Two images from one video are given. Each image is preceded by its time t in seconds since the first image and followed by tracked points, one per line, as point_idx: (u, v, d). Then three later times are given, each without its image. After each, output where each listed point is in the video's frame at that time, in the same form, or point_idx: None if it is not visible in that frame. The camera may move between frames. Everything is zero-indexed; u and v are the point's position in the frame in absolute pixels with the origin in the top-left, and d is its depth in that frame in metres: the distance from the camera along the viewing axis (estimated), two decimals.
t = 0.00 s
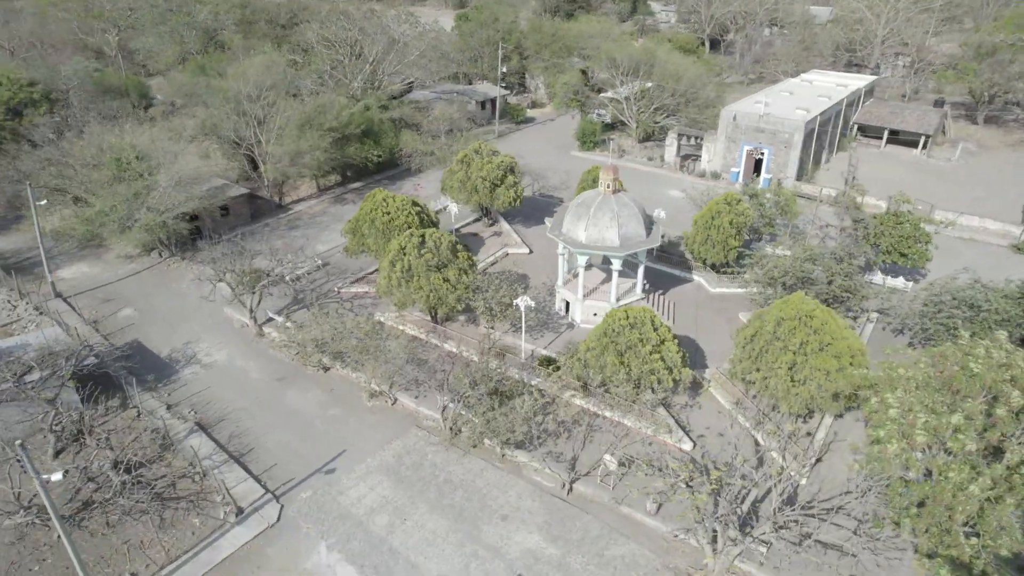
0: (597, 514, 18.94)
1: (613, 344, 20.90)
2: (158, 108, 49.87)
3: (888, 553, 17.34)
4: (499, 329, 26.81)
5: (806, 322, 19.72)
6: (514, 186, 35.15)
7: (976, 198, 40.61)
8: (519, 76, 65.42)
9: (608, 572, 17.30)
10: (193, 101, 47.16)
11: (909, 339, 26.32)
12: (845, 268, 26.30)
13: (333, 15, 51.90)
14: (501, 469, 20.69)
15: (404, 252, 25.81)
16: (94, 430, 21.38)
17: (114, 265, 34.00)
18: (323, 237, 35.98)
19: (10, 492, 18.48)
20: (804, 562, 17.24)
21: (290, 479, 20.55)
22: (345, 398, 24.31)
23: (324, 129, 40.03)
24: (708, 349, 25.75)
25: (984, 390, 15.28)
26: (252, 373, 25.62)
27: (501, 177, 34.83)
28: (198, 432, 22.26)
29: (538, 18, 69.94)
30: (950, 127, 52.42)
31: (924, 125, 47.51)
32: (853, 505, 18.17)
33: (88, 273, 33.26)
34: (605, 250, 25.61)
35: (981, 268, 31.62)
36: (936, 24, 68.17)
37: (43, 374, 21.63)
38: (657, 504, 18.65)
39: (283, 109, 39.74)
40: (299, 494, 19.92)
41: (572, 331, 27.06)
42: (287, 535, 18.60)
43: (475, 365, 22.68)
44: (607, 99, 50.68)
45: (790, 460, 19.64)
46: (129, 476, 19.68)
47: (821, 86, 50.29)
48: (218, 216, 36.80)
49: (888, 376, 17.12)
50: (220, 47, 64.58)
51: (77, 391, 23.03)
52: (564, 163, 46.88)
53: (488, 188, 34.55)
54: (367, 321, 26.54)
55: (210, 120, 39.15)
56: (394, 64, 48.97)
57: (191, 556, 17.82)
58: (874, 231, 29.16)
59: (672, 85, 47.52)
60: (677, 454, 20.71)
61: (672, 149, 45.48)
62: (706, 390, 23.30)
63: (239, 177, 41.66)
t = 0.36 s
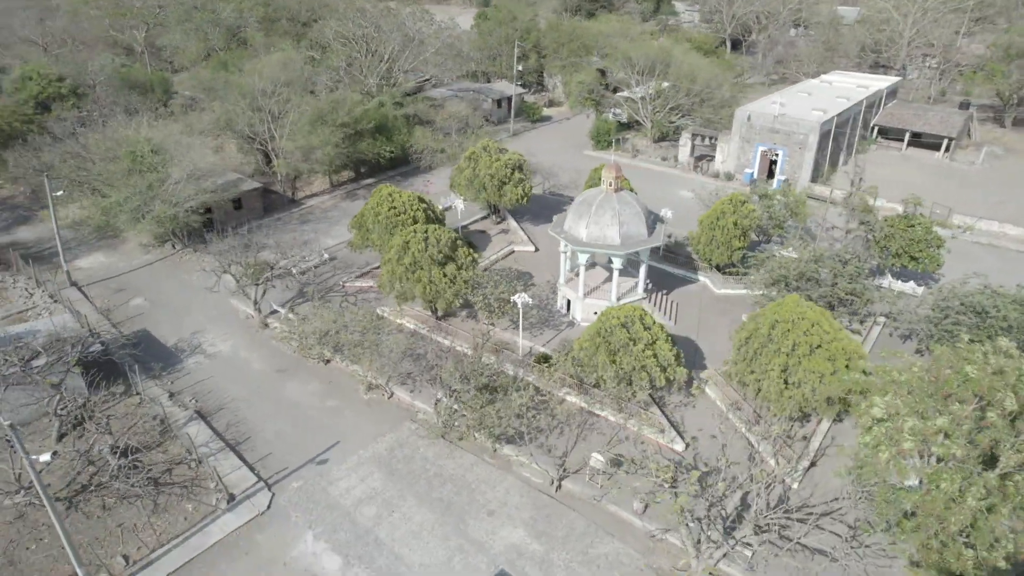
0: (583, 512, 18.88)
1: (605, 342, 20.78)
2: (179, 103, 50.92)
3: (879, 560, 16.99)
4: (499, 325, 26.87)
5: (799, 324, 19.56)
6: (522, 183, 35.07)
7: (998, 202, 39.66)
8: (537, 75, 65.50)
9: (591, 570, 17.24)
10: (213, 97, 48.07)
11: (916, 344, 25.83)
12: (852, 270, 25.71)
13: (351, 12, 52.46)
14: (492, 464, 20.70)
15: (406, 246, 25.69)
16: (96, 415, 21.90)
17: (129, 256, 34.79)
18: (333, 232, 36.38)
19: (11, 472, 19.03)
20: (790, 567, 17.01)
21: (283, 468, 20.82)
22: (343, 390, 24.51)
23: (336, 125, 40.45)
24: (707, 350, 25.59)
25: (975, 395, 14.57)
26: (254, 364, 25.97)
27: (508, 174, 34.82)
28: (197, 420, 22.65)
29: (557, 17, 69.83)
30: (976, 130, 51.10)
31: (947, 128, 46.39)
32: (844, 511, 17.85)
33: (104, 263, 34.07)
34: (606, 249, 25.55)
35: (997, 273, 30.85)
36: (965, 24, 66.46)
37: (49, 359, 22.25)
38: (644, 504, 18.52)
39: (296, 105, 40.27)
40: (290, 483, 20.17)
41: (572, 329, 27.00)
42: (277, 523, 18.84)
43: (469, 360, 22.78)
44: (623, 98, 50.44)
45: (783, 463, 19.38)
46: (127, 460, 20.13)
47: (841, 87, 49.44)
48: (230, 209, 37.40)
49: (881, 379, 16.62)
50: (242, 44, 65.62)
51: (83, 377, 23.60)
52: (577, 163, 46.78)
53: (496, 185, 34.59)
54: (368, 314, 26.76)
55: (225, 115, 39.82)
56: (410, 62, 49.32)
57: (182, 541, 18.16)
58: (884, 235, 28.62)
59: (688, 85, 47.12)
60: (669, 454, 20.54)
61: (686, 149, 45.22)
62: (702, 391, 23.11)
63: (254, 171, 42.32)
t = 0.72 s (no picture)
0: (569, 508, 18.89)
1: (597, 340, 20.93)
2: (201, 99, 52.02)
3: (867, 566, 16.70)
4: (499, 322, 27.01)
5: (792, 326, 19.29)
6: (530, 182, 34.97)
7: (1020, 208, 38.69)
8: (556, 75, 65.73)
9: (572, 566, 17.23)
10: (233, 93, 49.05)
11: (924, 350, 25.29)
12: (856, 273, 25.28)
13: (369, 10, 53.06)
14: (482, 459, 20.82)
15: (408, 241, 26.00)
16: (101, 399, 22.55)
17: (145, 246, 35.64)
18: (343, 227, 36.87)
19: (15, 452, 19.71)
20: (775, 569, 16.84)
21: (277, 456, 21.19)
22: (342, 381, 24.80)
23: (349, 122, 40.96)
24: (706, 351, 25.40)
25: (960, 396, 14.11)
26: (257, 354, 26.44)
27: (516, 173, 34.92)
28: (197, 408, 23.14)
29: (577, 18, 69.74)
30: (1002, 134, 49.83)
31: (971, 131, 45.35)
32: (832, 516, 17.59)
33: (120, 253, 34.96)
34: (606, 247, 25.45)
35: (1013, 279, 30.11)
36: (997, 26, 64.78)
37: (57, 344, 22.88)
38: (629, 501, 18.48)
39: (310, 102, 40.87)
40: (283, 471, 20.53)
41: (572, 327, 26.99)
42: (268, 509, 19.19)
43: (464, 355, 22.94)
44: (638, 98, 50.33)
45: (774, 466, 19.19)
46: (127, 444, 20.68)
47: (862, 89, 48.63)
48: (244, 203, 38.08)
49: (870, 379, 16.39)
50: (265, 42, 66.75)
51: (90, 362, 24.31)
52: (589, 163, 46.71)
53: (503, 183, 34.67)
54: (369, 307, 27.06)
55: (241, 111, 40.61)
56: (425, 60, 49.76)
57: (174, 523, 18.61)
58: (893, 239, 28.50)
59: (703, 85, 46.72)
60: (659, 454, 20.45)
61: (700, 150, 44.96)
62: (698, 392, 22.99)
63: (270, 166, 43.08)
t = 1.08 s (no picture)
0: (554, 505, 18.94)
1: (590, 338, 20.79)
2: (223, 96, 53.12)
3: (852, 572, 16.40)
4: (499, 318, 27.15)
5: (789, 328, 18.80)
6: (537, 180, 35.13)
7: None
8: (575, 75, 65.78)
9: (554, 562, 17.28)
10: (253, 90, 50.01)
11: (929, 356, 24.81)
12: (861, 276, 24.88)
13: (388, 9, 53.62)
14: (473, 454, 21.00)
15: (410, 237, 26.16)
16: (106, 385, 23.19)
17: (161, 238, 36.52)
18: (353, 222, 37.34)
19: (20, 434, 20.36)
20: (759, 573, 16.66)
21: (273, 445, 21.56)
22: (341, 373, 25.13)
23: (362, 119, 41.43)
24: (705, 353, 25.22)
25: (936, 398, 14.10)
26: (261, 345, 26.93)
27: (524, 171, 34.98)
28: (199, 396, 23.64)
29: (597, 18, 69.59)
30: None
31: (995, 135, 44.23)
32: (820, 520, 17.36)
33: (137, 245, 35.83)
34: (605, 247, 25.37)
35: None
36: None
37: (66, 331, 23.64)
38: (615, 500, 18.46)
39: (325, 99, 41.48)
40: (278, 459, 20.88)
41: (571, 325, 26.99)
42: (260, 496, 19.57)
43: (460, 350, 23.18)
44: (654, 99, 50.09)
45: (764, 469, 19.01)
46: (127, 429, 21.24)
47: (883, 91, 47.81)
48: (258, 197, 38.78)
49: (854, 388, 16.31)
50: (288, 40, 67.83)
51: (99, 349, 24.99)
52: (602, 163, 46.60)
53: (511, 181, 34.82)
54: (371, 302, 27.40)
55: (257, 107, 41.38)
56: (441, 58, 50.12)
57: (169, 507, 19.06)
58: (903, 243, 27.91)
59: (719, 86, 46.31)
60: (650, 454, 20.36)
61: (714, 151, 44.52)
62: (693, 393, 22.88)
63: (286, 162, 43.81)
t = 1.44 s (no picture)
0: (541, 503, 18.95)
1: (582, 337, 20.75)
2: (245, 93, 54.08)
3: None
4: (500, 316, 27.21)
5: (778, 332, 18.75)
6: (546, 179, 35.08)
7: None
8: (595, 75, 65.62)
9: (536, 559, 17.31)
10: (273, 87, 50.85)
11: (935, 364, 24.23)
12: (866, 281, 24.44)
13: (407, 7, 54.04)
14: (463, 449, 21.12)
15: (411, 233, 26.39)
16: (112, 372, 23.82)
17: (176, 231, 37.33)
18: (364, 218, 37.73)
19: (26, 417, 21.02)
20: None
21: (269, 435, 21.93)
22: (341, 367, 25.45)
23: (376, 116, 41.84)
24: (704, 355, 24.98)
25: (918, 406, 13.49)
26: (265, 337, 27.41)
27: (533, 170, 34.98)
28: (201, 385, 24.17)
29: (618, 18, 69.17)
30: None
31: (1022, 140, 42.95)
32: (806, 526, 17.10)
33: (154, 237, 36.70)
34: (606, 247, 25.26)
35: None
36: None
37: (75, 319, 24.34)
38: (600, 500, 18.41)
39: (340, 96, 41.96)
40: (272, 449, 21.24)
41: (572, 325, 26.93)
42: (252, 485, 19.92)
43: (456, 347, 23.33)
44: (670, 99, 49.69)
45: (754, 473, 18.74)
46: (128, 414, 21.79)
47: (906, 94, 46.88)
48: (272, 192, 39.41)
49: (833, 387, 15.87)
50: (311, 38, 68.80)
51: (107, 337, 25.68)
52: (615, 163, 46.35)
53: (519, 179, 34.83)
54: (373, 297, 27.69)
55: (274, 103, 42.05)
56: (457, 57, 50.37)
57: (163, 492, 19.50)
58: (914, 248, 27.17)
59: (735, 87, 45.76)
60: (641, 455, 20.25)
61: (729, 152, 43.98)
62: (689, 395, 22.67)
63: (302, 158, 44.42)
